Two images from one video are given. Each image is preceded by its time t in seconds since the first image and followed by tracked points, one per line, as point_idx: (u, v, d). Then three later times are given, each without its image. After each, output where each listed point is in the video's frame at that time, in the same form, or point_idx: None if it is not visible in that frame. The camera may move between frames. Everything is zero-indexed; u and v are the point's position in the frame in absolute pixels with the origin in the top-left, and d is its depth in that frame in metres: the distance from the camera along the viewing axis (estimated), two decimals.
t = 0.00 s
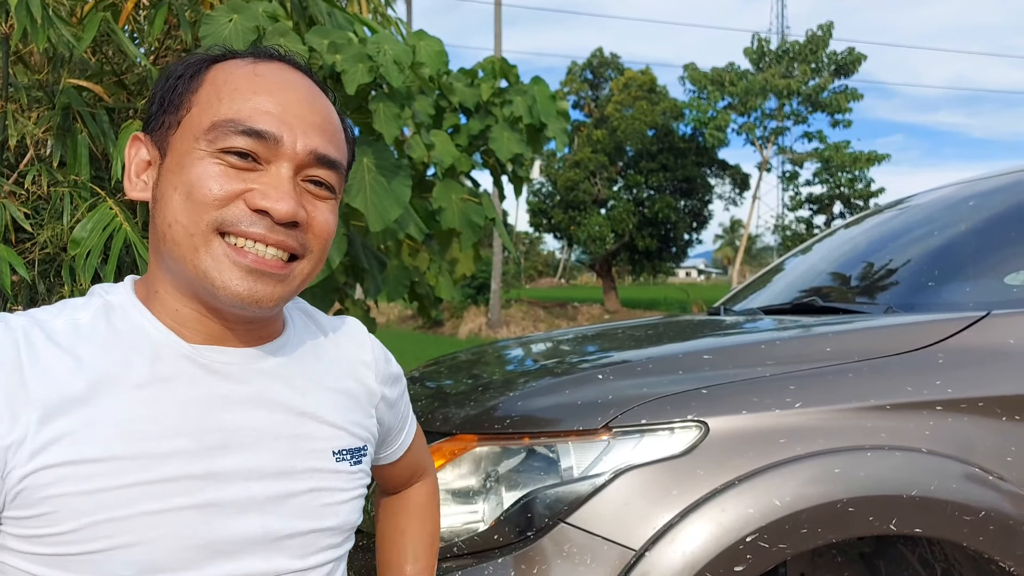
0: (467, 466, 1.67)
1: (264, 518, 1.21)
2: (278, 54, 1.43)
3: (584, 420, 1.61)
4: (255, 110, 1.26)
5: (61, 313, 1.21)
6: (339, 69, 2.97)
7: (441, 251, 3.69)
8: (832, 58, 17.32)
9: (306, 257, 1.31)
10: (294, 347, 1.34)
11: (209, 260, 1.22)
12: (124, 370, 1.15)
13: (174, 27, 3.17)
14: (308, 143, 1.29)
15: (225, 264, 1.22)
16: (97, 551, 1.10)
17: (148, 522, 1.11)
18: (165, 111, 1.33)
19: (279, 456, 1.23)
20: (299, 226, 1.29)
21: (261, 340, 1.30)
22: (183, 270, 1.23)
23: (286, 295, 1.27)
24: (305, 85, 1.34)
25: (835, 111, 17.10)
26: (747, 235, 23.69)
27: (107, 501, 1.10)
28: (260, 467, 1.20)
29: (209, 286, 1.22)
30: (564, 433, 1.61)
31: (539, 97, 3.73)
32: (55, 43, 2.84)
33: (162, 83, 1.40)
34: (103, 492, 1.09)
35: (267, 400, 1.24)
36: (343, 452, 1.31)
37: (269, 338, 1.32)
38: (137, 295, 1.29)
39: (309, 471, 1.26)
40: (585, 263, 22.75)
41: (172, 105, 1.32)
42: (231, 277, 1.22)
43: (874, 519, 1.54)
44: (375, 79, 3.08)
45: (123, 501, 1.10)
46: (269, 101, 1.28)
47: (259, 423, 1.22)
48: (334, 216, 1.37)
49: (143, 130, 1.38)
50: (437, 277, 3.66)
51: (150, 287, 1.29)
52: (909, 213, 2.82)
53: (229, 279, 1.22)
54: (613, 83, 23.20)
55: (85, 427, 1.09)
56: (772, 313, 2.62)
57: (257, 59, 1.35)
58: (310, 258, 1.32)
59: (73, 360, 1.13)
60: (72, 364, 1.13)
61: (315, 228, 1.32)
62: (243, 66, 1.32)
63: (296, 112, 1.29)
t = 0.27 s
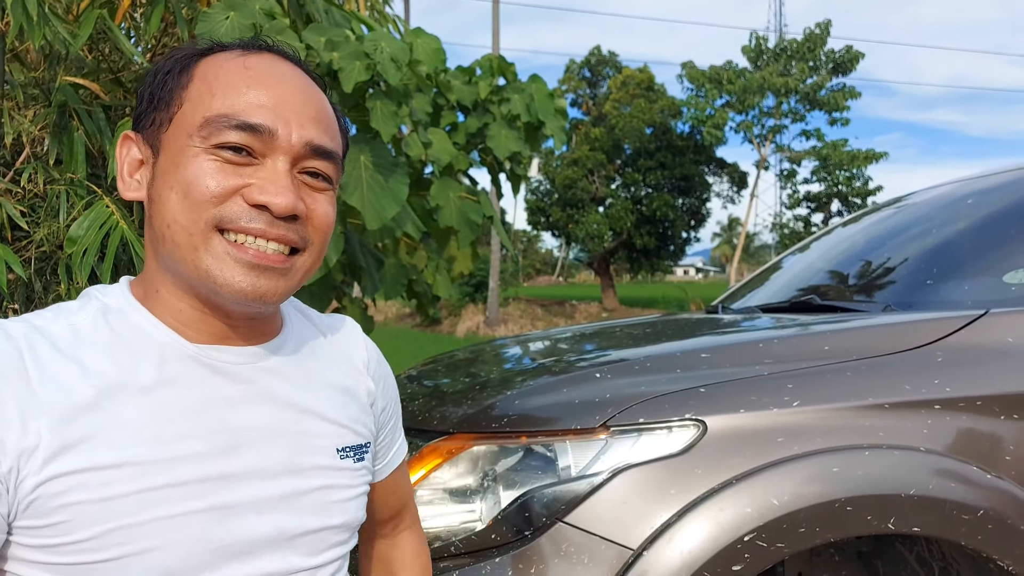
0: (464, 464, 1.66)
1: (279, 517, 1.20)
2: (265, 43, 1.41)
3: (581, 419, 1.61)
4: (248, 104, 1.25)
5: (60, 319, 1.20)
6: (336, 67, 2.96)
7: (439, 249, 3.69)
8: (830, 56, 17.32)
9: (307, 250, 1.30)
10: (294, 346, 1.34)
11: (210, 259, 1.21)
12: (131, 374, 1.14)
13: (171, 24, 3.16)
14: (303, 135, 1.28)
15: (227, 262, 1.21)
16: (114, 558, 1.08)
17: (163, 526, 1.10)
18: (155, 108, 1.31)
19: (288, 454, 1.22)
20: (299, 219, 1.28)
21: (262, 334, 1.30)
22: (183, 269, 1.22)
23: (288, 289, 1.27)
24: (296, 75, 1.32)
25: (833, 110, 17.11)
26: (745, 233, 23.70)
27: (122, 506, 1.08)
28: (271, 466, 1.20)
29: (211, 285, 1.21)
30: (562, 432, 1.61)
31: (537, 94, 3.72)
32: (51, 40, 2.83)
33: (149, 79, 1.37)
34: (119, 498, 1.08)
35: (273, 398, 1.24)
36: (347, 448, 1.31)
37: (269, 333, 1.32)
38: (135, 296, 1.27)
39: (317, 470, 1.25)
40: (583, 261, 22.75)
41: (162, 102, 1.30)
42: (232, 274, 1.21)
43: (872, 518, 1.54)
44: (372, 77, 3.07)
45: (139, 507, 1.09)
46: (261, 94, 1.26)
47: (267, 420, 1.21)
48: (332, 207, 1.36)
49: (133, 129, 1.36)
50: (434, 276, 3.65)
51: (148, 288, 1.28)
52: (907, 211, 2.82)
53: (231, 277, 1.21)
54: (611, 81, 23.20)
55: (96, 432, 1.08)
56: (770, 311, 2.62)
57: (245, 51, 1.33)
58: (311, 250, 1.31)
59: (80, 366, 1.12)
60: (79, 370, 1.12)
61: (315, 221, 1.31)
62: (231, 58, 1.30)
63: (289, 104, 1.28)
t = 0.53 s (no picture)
0: (464, 460, 1.66)
1: (290, 514, 1.20)
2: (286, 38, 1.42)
3: (582, 415, 1.61)
4: (268, 94, 1.25)
5: (77, 312, 1.19)
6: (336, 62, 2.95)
7: (438, 245, 3.68)
8: (829, 52, 17.30)
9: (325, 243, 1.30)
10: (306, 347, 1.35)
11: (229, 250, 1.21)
12: (146, 368, 1.14)
13: (170, 19, 3.15)
14: (322, 126, 1.28)
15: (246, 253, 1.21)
16: (129, 552, 1.08)
17: (178, 521, 1.10)
18: (177, 101, 1.31)
19: (300, 451, 1.23)
20: (318, 211, 1.28)
21: (278, 328, 1.30)
22: (202, 261, 1.22)
23: (306, 282, 1.26)
24: (316, 67, 1.33)
25: (833, 106, 17.09)
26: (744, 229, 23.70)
27: (137, 500, 1.08)
28: (283, 463, 1.20)
29: (229, 277, 1.20)
30: (563, 428, 1.61)
31: (536, 90, 3.71)
32: (50, 35, 2.81)
33: (171, 74, 1.38)
34: (135, 492, 1.08)
35: (287, 396, 1.24)
36: (357, 449, 1.32)
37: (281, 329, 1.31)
38: (155, 291, 1.27)
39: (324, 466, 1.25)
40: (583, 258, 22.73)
41: (184, 95, 1.31)
42: (251, 266, 1.21)
43: (874, 513, 1.54)
44: (371, 72, 3.06)
45: (155, 501, 1.09)
46: (281, 84, 1.27)
47: (280, 417, 1.22)
48: (351, 200, 1.36)
49: (155, 124, 1.36)
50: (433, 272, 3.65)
51: (168, 282, 1.28)
52: (908, 207, 2.81)
53: (250, 268, 1.20)
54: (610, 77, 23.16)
55: (112, 426, 1.08)
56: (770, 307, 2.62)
57: (266, 44, 1.34)
58: (330, 243, 1.31)
59: (96, 360, 1.12)
60: (95, 363, 1.11)
61: (334, 213, 1.31)
62: (252, 51, 1.30)
63: (308, 95, 1.28)
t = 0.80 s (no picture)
0: (468, 460, 1.67)
1: (310, 504, 1.21)
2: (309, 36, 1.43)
3: (585, 413, 1.61)
4: (287, 90, 1.26)
5: (97, 305, 1.21)
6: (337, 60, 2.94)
7: (439, 243, 3.68)
8: (830, 51, 17.28)
9: (340, 239, 1.30)
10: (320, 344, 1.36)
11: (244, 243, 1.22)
12: (167, 359, 1.16)
13: (171, 18, 3.14)
14: (340, 123, 1.29)
15: (260, 246, 1.22)
16: (151, 540, 1.09)
17: (199, 510, 1.12)
18: (200, 96, 1.33)
19: (317, 444, 1.24)
20: (333, 207, 1.28)
21: (291, 324, 1.30)
22: (218, 254, 1.23)
23: (320, 278, 1.26)
24: (336, 65, 1.33)
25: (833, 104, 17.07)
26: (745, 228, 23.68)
27: (159, 487, 1.10)
28: (300, 454, 1.22)
29: (243, 270, 1.21)
30: (565, 427, 1.61)
31: (537, 88, 3.71)
32: (51, 33, 2.81)
33: (197, 70, 1.40)
34: (157, 480, 1.10)
35: (304, 387, 1.26)
36: (372, 443, 1.33)
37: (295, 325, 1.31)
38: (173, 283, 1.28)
39: (336, 459, 1.26)
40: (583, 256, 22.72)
41: (206, 90, 1.32)
42: (265, 259, 1.21)
43: (877, 512, 1.54)
44: (372, 70, 3.06)
45: (176, 489, 1.11)
46: (301, 81, 1.27)
47: (297, 409, 1.24)
48: (368, 197, 1.36)
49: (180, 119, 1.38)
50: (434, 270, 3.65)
51: (185, 274, 1.29)
52: (910, 206, 2.81)
53: (263, 261, 1.21)
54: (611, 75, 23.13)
55: (133, 415, 1.10)
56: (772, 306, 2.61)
57: (289, 41, 1.35)
58: (345, 239, 1.31)
59: (117, 351, 1.14)
60: (117, 354, 1.13)
61: (349, 210, 1.31)
62: (275, 48, 1.32)
63: (328, 91, 1.29)
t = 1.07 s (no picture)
0: (467, 458, 1.67)
1: (300, 501, 1.21)
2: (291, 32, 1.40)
3: (584, 413, 1.61)
4: (272, 98, 1.25)
5: (81, 311, 1.20)
6: (337, 59, 2.94)
7: (439, 242, 3.68)
8: (830, 49, 17.27)
9: (323, 244, 1.31)
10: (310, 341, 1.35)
11: (228, 251, 1.21)
12: (151, 364, 1.15)
13: (171, 16, 3.14)
14: (326, 132, 1.28)
15: (245, 255, 1.22)
16: (143, 545, 1.10)
17: (191, 513, 1.12)
18: (179, 94, 1.30)
19: (307, 442, 1.24)
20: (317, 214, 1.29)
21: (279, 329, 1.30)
22: (201, 260, 1.23)
23: (303, 284, 1.27)
24: (321, 69, 1.31)
25: (834, 103, 17.06)
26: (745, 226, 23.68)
27: (148, 494, 1.10)
28: (291, 453, 1.21)
29: (228, 278, 1.21)
30: (564, 425, 1.61)
31: (538, 87, 3.70)
32: (51, 31, 2.81)
33: (172, 61, 1.36)
34: (147, 485, 1.10)
35: (295, 385, 1.26)
36: (364, 440, 1.32)
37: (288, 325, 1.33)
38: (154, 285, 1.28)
39: (327, 457, 1.26)
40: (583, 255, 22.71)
41: (185, 88, 1.29)
42: (250, 268, 1.22)
43: (876, 512, 1.54)
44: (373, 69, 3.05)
45: (168, 494, 1.11)
46: (286, 88, 1.26)
47: (287, 408, 1.23)
48: (351, 201, 1.37)
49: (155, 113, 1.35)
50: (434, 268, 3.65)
51: (166, 275, 1.28)
52: (910, 205, 2.81)
53: (249, 271, 1.22)
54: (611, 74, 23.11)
55: (118, 422, 1.09)
56: (772, 304, 2.62)
57: (272, 40, 1.32)
58: (328, 245, 1.32)
59: (102, 357, 1.13)
60: (101, 360, 1.13)
61: (333, 215, 1.32)
62: (258, 48, 1.29)
63: (313, 99, 1.27)
